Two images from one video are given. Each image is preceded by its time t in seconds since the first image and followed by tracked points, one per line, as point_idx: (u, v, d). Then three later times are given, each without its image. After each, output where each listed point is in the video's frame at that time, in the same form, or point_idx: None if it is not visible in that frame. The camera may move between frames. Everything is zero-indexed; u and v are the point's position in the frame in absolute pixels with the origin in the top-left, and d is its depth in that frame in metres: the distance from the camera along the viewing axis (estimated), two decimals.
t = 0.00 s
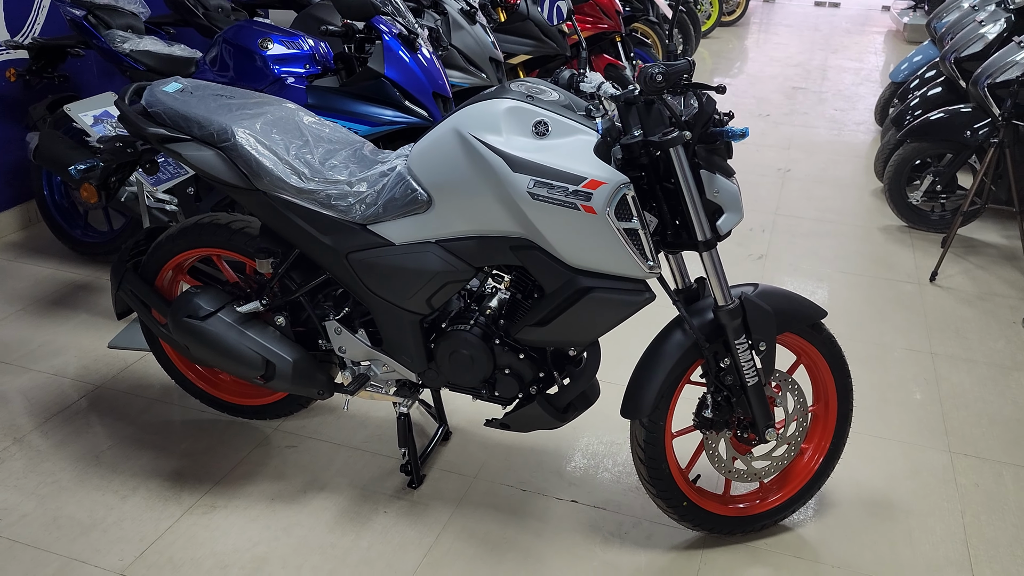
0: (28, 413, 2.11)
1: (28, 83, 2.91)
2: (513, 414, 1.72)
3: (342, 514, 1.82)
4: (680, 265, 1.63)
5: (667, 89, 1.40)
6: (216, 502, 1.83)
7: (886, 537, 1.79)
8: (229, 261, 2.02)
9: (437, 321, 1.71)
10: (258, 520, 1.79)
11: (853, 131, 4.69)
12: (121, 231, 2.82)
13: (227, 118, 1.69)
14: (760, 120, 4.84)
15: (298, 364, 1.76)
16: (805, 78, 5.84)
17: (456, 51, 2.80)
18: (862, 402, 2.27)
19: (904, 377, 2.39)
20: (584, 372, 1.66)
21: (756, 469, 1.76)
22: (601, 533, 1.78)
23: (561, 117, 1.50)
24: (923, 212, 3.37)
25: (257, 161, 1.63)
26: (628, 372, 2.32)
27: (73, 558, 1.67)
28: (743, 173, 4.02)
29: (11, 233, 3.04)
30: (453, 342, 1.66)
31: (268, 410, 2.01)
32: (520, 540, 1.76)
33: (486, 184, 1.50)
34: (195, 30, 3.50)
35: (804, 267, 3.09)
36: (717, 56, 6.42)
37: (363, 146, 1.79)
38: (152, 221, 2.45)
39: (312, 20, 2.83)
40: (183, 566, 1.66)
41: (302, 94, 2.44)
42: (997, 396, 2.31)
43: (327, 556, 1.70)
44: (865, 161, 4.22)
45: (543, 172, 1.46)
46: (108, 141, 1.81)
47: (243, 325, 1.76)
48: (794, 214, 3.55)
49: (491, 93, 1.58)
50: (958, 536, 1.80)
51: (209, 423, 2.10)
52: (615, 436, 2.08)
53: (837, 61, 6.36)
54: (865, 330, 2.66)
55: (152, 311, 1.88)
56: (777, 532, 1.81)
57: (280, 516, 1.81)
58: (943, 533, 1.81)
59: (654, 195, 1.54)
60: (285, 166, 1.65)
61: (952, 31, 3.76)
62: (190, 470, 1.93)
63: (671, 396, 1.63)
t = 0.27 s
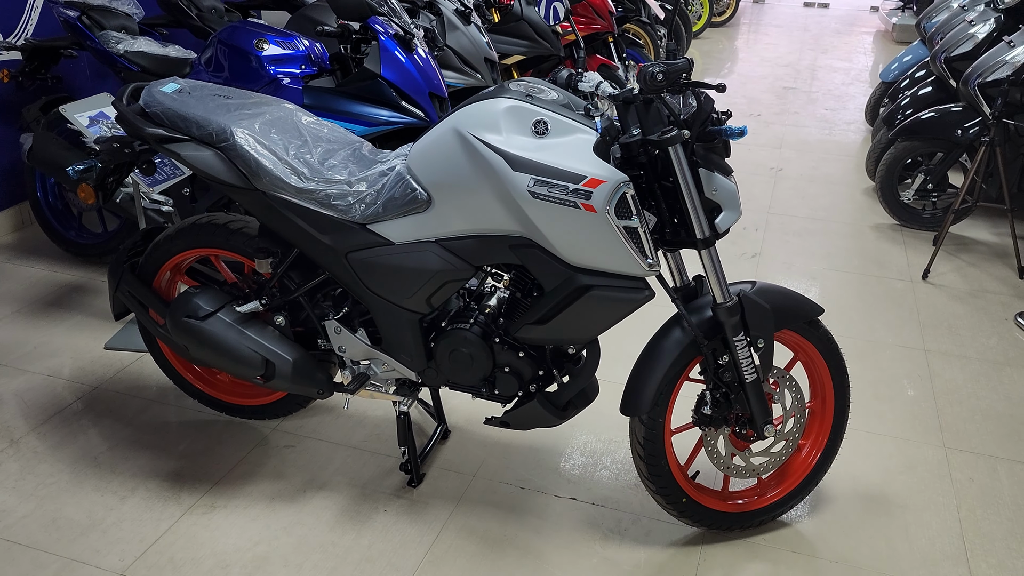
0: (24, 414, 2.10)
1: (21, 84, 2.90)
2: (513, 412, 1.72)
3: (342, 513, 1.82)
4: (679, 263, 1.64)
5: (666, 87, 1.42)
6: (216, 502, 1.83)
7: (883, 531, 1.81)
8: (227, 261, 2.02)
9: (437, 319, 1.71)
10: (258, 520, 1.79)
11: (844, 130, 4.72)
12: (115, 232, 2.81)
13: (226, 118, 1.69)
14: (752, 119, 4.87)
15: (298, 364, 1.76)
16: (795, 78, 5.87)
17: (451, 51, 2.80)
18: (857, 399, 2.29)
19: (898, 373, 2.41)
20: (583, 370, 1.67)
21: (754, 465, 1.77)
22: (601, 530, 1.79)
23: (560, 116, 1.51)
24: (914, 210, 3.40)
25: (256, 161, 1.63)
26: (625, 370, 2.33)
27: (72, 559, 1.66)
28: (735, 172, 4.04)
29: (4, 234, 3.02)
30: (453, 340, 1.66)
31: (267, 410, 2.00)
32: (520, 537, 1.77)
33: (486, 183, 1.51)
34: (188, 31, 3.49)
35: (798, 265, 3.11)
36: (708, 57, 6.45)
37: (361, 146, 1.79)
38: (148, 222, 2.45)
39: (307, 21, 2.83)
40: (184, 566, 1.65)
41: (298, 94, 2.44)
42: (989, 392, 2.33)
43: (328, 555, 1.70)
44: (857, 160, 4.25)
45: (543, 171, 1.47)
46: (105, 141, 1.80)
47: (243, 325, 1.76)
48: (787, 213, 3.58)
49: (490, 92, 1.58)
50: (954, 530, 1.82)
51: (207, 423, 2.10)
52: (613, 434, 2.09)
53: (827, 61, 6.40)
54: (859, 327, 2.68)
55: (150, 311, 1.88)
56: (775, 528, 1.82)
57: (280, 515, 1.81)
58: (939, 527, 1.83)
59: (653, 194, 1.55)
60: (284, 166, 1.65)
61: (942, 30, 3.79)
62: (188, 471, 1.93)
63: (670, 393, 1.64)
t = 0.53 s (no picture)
0: (20, 415, 2.09)
1: (16, 83, 2.88)
2: (512, 412, 1.72)
3: (341, 513, 1.81)
4: (677, 263, 1.64)
5: (665, 87, 1.41)
6: (214, 503, 1.83)
7: (881, 530, 1.82)
8: (224, 261, 2.01)
9: (435, 320, 1.71)
10: (256, 520, 1.78)
11: (840, 128, 4.73)
12: (111, 231, 2.80)
13: (223, 118, 1.68)
14: (747, 118, 4.88)
15: (296, 364, 1.75)
16: (791, 76, 5.88)
17: (448, 50, 2.79)
18: (855, 397, 2.30)
19: (895, 372, 2.42)
20: (582, 369, 1.67)
21: (752, 465, 1.77)
22: (600, 529, 1.79)
23: (559, 116, 1.50)
24: (910, 208, 3.41)
25: (254, 160, 1.62)
26: (623, 370, 2.33)
27: (70, 561, 1.65)
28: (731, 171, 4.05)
29: None
30: (452, 340, 1.66)
31: (265, 410, 2.00)
32: (519, 537, 1.77)
33: (485, 182, 1.51)
34: (183, 29, 3.47)
35: (794, 264, 3.11)
36: (703, 55, 6.45)
37: (359, 146, 1.79)
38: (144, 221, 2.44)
39: (303, 20, 2.81)
40: (182, 567, 1.65)
41: (295, 94, 2.44)
42: (986, 390, 2.34)
43: (327, 556, 1.70)
44: (852, 159, 4.26)
45: (542, 171, 1.46)
46: (101, 140, 1.79)
47: (240, 325, 1.75)
48: (783, 211, 3.58)
49: (488, 92, 1.58)
50: (952, 528, 1.82)
51: (205, 424, 2.09)
52: (611, 433, 2.08)
53: (822, 59, 6.41)
54: (856, 325, 2.69)
55: (147, 312, 1.87)
56: (774, 527, 1.82)
57: (278, 516, 1.80)
58: (937, 525, 1.84)
59: (652, 194, 1.55)
60: (282, 166, 1.64)
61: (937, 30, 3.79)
62: (186, 471, 1.92)
63: (669, 392, 1.64)
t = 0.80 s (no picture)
0: (20, 411, 2.09)
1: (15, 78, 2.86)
2: (514, 409, 1.71)
3: (343, 510, 1.81)
4: (680, 259, 1.63)
5: (670, 82, 1.40)
6: (216, 499, 1.82)
7: (884, 527, 1.81)
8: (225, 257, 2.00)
9: (437, 315, 1.70)
10: (258, 517, 1.78)
11: (841, 124, 4.72)
12: (111, 227, 2.79)
13: (224, 113, 1.67)
14: (749, 113, 4.86)
15: (297, 360, 1.75)
16: (792, 71, 5.86)
17: (449, 44, 2.78)
18: (857, 394, 2.29)
19: (897, 368, 2.41)
20: (585, 366, 1.66)
21: (756, 461, 1.77)
22: (602, 526, 1.78)
23: (562, 111, 1.49)
24: (912, 204, 3.40)
25: (255, 155, 1.61)
26: (625, 366, 2.33)
27: (72, 557, 1.65)
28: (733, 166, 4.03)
29: None
30: (454, 336, 1.65)
31: (266, 406, 1.99)
32: (520, 534, 1.76)
33: (487, 178, 1.50)
34: (183, 24, 3.46)
35: (796, 259, 3.11)
36: (704, 50, 6.43)
37: (360, 141, 1.78)
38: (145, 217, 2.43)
39: (303, 14, 2.79)
40: (184, 564, 1.64)
41: (295, 89, 2.42)
42: (989, 387, 2.33)
43: (328, 552, 1.69)
44: (854, 154, 4.25)
45: (545, 166, 1.45)
46: (101, 135, 1.78)
47: (242, 321, 1.75)
48: (784, 207, 3.57)
49: (491, 87, 1.57)
50: (955, 525, 1.82)
51: (206, 420, 2.09)
52: (613, 430, 2.08)
53: (823, 54, 6.38)
54: (858, 322, 2.68)
55: (148, 308, 1.86)
56: (777, 524, 1.82)
57: (280, 512, 1.80)
58: (940, 522, 1.83)
59: (655, 189, 1.54)
60: (283, 161, 1.63)
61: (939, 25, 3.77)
62: (187, 467, 1.92)
63: (672, 389, 1.64)
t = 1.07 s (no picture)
0: (22, 404, 2.08)
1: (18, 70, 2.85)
2: (518, 404, 1.70)
3: (345, 505, 1.80)
4: (686, 252, 1.61)
5: (677, 73, 1.38)
6: (218, 493, 1.81)
7: (891, 524, 1.80)
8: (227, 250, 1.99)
9: (441, 309, 1.69)
10: (260, 511, 1.77)
11: (848, 117, 4.68)
12: (113, 219, 2.78)
13: (226, 104, 1.65)
14: (755, 106, 4.83)
15: (300, 354, 1.74)
16: (798, 64, 5.82)
17: (453, 36, 2.76)
18: (864, 390, 2.27)
19: (904, 364, 2.39)
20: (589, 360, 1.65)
21: (762, 457, 1.76)
22: (606, 522, 1.77)
23: (567, 102, 1.47)
24: (920, 197, 3.36)
25: (257, 147, 1.60)
26: (630, 361, 2.31)
27: (73, 551, 1.64)
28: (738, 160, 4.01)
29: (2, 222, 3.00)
30: (458, 330, 1.63)
31: (269, 400, 1.98)
32: (524, 529, 1.75)
33: (491, 170, 1.48)
34: (186, 15, 3.44)
35: (802, 254, 3.08)
36: (710, 43, 6.39)
37: (363, 133, 1.76)
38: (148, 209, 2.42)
39: (306, 5, 2.77)
40: (186, 558, 1.64)
41: (299, 80, 2.41)
42: (997, 383, 2.31)
43: (331, 547, 1.68)
44: (861, 148, 4.21)
45: (550, 158, 1.43)
46: (103, 127, 1.76)
47: (244, 314, 1.74)
48: (790, 201, 3.55)
49: (495, 78, 1.55)
50: (963, 523, 1.80)
51: (208, 413, 2.08)
52: (617, 425, 2.07)
53: (830, 47, 6.34)
54: (864, 317, 2.66)
55: (149, 301, 1.85)
56: (783, 521, 1.80)
57: (282, 506, 1.79)
58: (948, 520, 1.81)
59: (661, 182, 1.52)
60: (285, 153, 1.62)
61: (948, 17, 3.72)
62: (190, 461, 1.91)
63: (677, 384, 1.62)
